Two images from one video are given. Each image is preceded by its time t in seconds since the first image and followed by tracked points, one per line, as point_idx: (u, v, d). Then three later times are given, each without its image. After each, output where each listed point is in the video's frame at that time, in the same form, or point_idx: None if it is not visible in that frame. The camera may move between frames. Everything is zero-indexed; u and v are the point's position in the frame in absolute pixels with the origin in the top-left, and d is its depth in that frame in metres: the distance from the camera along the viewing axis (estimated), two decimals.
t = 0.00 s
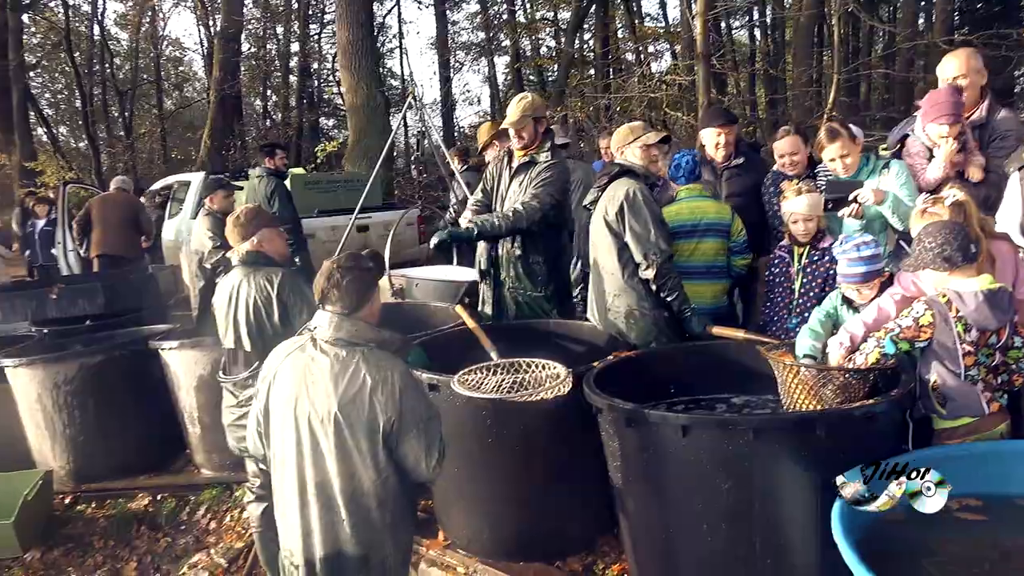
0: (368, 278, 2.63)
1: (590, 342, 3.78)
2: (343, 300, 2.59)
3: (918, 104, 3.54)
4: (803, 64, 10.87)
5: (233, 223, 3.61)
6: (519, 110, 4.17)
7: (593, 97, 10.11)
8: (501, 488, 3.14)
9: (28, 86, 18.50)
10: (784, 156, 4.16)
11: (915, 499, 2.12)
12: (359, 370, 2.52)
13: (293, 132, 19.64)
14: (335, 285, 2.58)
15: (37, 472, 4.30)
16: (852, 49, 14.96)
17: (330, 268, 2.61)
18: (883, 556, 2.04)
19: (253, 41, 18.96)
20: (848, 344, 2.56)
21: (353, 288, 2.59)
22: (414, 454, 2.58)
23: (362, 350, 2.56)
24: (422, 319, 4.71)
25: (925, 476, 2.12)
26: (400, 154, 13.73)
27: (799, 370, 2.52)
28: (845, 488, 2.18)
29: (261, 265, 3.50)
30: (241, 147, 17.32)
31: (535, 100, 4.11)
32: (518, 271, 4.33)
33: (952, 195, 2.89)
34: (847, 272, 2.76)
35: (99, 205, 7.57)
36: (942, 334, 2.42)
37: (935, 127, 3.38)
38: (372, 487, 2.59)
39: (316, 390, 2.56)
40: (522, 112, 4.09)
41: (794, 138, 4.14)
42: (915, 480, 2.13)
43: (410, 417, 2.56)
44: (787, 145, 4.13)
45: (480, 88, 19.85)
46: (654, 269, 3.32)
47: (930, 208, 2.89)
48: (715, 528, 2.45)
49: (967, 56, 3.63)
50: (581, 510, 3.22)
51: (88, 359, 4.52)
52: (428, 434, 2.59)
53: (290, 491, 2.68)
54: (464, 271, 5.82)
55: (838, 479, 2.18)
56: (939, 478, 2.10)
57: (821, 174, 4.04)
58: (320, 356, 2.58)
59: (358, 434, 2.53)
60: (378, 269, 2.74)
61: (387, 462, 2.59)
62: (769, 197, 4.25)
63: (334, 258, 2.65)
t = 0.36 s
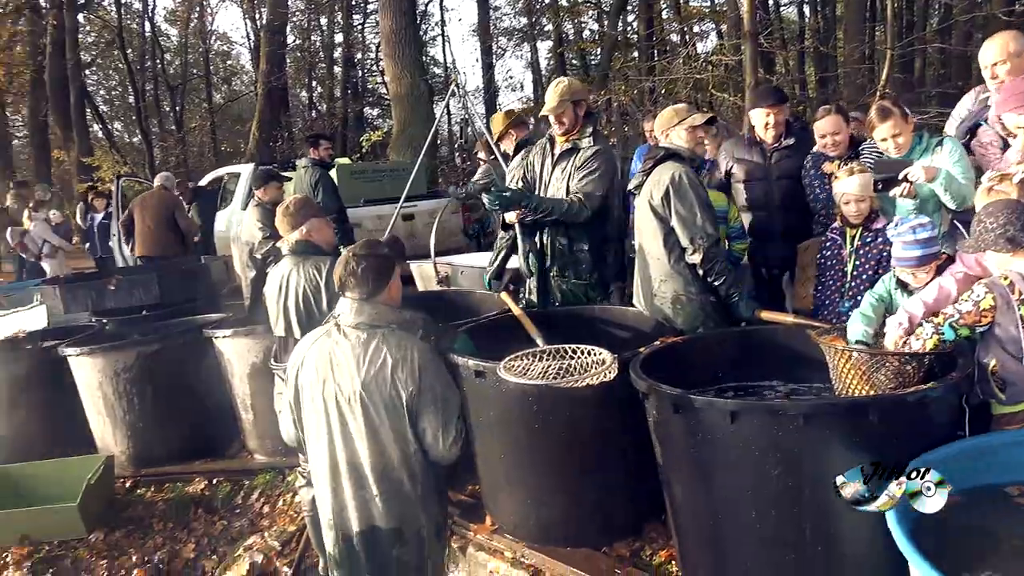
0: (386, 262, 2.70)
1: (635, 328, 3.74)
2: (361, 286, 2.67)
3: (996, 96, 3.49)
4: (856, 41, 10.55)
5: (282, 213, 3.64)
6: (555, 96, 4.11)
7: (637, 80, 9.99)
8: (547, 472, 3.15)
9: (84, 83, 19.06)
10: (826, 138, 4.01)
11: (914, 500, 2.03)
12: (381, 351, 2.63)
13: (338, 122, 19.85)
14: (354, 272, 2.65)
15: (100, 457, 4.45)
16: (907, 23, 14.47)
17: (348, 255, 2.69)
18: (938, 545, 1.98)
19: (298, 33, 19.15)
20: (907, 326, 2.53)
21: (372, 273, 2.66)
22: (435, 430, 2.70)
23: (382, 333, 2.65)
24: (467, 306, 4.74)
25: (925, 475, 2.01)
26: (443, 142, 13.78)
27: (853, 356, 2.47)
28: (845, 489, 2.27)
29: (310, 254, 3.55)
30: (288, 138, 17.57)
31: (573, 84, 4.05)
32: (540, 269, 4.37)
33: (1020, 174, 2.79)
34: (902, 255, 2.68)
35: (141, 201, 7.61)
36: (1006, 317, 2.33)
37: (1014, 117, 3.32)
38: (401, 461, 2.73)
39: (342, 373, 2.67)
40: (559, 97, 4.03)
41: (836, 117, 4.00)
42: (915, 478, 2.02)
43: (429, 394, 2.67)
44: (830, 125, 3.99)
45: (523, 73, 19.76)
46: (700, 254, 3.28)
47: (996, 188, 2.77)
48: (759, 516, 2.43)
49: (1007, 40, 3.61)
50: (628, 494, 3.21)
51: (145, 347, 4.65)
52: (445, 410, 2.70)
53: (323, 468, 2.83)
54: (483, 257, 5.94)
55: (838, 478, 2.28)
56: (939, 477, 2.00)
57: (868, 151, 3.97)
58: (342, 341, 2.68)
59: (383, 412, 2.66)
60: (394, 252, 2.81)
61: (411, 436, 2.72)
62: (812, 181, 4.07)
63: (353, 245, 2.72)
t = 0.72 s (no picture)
0: (393, 252, 2.67)
1: (676, 324, 3.71)
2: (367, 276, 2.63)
3: None
4: (902, 29, 10.29)
5: (325, 210, 3.67)
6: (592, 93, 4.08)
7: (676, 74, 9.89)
8: (586, 467, 3.15)
9: (133, 86, 19.52)
10: (846, 130, 4.00)
11: (915, 499, 2.21)
12: (397, 338, 2.59)
13: (378, 120, 20.01)
14: (360, 263, 2.62)
15: (150, 449, 4.56)
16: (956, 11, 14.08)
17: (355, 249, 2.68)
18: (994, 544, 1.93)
19: (338, 32, 19.35)
20: (961, 318, 2.54)
21: (377, 263, 2.63)
22: (458, 409, 2.63)
23: (397, 320, 2.62)
24: (506, 302, 4.75)
25: (926, 477, 2.18)
26: (481, 139, 13.80)
27: (901, 352, 2.43)
28: (845, 488, 2.29)
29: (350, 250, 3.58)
30: (328, 136, 17.76)
31: (608, 80, 4.02)
32: (547, 267, 4.52)
33: None
34: (952, 250, 2.61)
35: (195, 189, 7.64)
36: None
37: None
38: (429, 448, 2.68)
39: (362, 363, 2.64)
40: (597, 95, 3.99)
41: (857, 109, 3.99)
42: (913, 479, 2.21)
43: (449, 377, 2.62)
44: (851, 117, 3.98)
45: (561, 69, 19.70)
46: (742, 249, 3.24)
47: None
48: (808, 515, 2.38)
49: None
50: (669, 489, 3.19)
51: (191, 343, 4.75)
52: (465, 394, 2.63)
53: (352, 462, 2.78)
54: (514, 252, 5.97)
55: (838, 479, 2.29)
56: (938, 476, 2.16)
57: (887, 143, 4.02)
58: (360, 331, 2.65)
59: (406, 398, 2.62)
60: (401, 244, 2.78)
61: (436, 422, 2.65)
62: (830, 173, 4.07)
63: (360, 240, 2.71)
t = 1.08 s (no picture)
0: (427, 252, 2.71)
1: (711, 325, 3.70)
2: (404, 275, 2.65)
3: None
4: (945, 24, 10.06)
5: (362, 210, 3.68)
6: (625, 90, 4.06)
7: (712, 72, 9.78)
8: (619, 466, 3.14)
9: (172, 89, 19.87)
10: (869, 121, 3.80)
11: (913, 500, 2.24)
12: (434, 332, 2.61)
13: (411, 120, 20.11)
14: (396, 264, 2.66)
15: (189, 444, 4.65)
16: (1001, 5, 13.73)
17: (391, 250, 2.72)
18: None
19: (372, 34, 19.49)
20: (1004, 324, 2.46)
21: (413, 263, 2.66)
22: (498, 399, 2.65)
23: (433, 316, 2.64)
24: (539, 302, 4.76)
25: (924, 475, 2.20)
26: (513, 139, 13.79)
27: (942, 353, 2.38)
28: (845, 488, 2.32)
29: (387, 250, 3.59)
30: (362, 136, 17.89)
31: (643, 80, 3.98)
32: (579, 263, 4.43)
33: None
34: (992, 253, 2.55)
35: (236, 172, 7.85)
36: None
37: None
38: (470, 439, 2.68)
39: (400, 358, 2.66)
40: (630, 93, 3.97)
41: (878, 101, 3.81)
42: (913, 478, 2.22)
43: (487, 370, 2.63)
44: (873, 109, 3.78)
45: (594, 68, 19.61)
46: (779, 249, 3.21)
47: None
48: (845, 518, 2.35)
49: None
50: (703, 489, 3.17)
51: (229, 340, 4.83)
52: (503, 385, 2.65)
53: (393, 458, 2.78)
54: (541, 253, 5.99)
55: (839, 479, 2.32)
56: (938, 476, 2.19)
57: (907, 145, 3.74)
58: (397, 328, 2.67)
59: (446, 391, 2.63)
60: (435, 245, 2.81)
61: (476, 413, 2.66)
62: (849, 170, 3.89)
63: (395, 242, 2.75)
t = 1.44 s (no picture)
0: (505, 247, 2.75)
1: (741, 325, 3.69)
2: (481, 264, 2.71)
3: None
4: (984, 19, 9.86)
5: (392, 210, 3.64)
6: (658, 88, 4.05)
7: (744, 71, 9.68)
8: (648, 467, 3.13)
9: (207, 90, 20.16)
10: (898, 122, 3.69)
11: (913, 500, 2.25)
12: (501, 319, 2.64)
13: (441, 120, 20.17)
14: (475, 253, 2.71)
15: (222, 441, 4.72)
16: None
17: (470, 240, 2.75)
18: None
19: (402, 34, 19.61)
20: None
21: (491, 254, 2.70)
22: (553, 393, 2.65)
23: (501, 305, 2.67)
24: (569, 303, 4.76)
25: (925, 474, 2.20)
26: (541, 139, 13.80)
27: (979, 355, 2.34)
28: (846, 488, 2.36)
29: (418, 250, 3.51)
30: (392, 137, 18.02)
31: (675, 79, 3.96)
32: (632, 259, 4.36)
33: None
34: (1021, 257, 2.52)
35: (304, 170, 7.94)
36: None
37: None
38: (520, 426, 2.68)
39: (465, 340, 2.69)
40: (664, 90, 3.96)
41: (901, 100, 3.72)
42: (914, 478, 2.22)
43: (546, 361, 2.63)
44: (898, 108, 3.69)
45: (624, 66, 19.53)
46: (812, 249, 3.18)
47: None
48: (878, 523, 2.32)
49: None
50: (734, 490, 3.15)
51: (263, 339, 4.89)
52: (561, 378, 2.65)
53: (447, 438, 2.81)
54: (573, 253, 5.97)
55: (839, 479, 2.37)
56: (937, 476, 2.19)
57: (934, 145, 3.52)
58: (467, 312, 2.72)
59: (503, 378, 2.64)
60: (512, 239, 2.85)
61: (530, 402, 2.66)
62: (869, 173, 3.72)
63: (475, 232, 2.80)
